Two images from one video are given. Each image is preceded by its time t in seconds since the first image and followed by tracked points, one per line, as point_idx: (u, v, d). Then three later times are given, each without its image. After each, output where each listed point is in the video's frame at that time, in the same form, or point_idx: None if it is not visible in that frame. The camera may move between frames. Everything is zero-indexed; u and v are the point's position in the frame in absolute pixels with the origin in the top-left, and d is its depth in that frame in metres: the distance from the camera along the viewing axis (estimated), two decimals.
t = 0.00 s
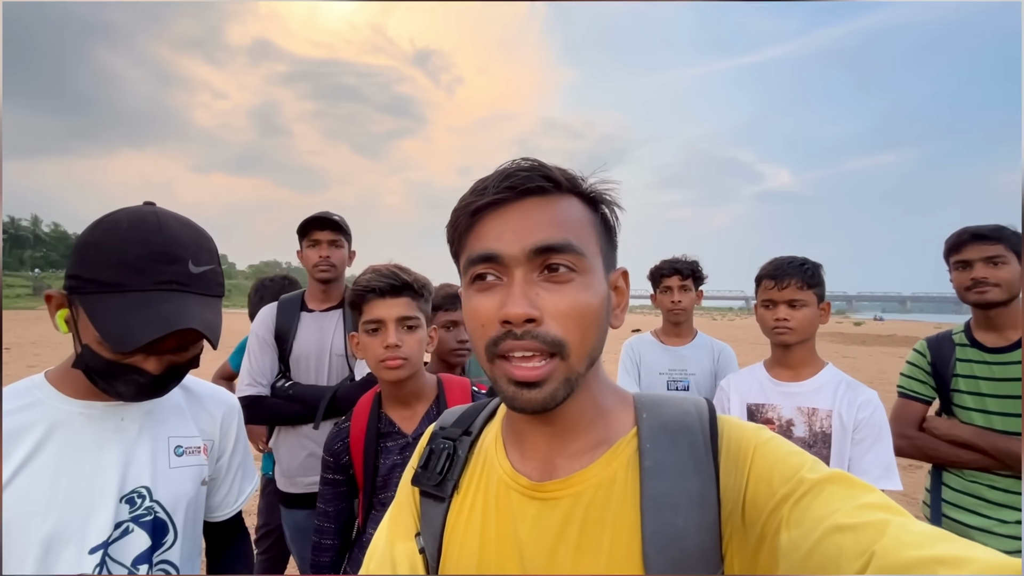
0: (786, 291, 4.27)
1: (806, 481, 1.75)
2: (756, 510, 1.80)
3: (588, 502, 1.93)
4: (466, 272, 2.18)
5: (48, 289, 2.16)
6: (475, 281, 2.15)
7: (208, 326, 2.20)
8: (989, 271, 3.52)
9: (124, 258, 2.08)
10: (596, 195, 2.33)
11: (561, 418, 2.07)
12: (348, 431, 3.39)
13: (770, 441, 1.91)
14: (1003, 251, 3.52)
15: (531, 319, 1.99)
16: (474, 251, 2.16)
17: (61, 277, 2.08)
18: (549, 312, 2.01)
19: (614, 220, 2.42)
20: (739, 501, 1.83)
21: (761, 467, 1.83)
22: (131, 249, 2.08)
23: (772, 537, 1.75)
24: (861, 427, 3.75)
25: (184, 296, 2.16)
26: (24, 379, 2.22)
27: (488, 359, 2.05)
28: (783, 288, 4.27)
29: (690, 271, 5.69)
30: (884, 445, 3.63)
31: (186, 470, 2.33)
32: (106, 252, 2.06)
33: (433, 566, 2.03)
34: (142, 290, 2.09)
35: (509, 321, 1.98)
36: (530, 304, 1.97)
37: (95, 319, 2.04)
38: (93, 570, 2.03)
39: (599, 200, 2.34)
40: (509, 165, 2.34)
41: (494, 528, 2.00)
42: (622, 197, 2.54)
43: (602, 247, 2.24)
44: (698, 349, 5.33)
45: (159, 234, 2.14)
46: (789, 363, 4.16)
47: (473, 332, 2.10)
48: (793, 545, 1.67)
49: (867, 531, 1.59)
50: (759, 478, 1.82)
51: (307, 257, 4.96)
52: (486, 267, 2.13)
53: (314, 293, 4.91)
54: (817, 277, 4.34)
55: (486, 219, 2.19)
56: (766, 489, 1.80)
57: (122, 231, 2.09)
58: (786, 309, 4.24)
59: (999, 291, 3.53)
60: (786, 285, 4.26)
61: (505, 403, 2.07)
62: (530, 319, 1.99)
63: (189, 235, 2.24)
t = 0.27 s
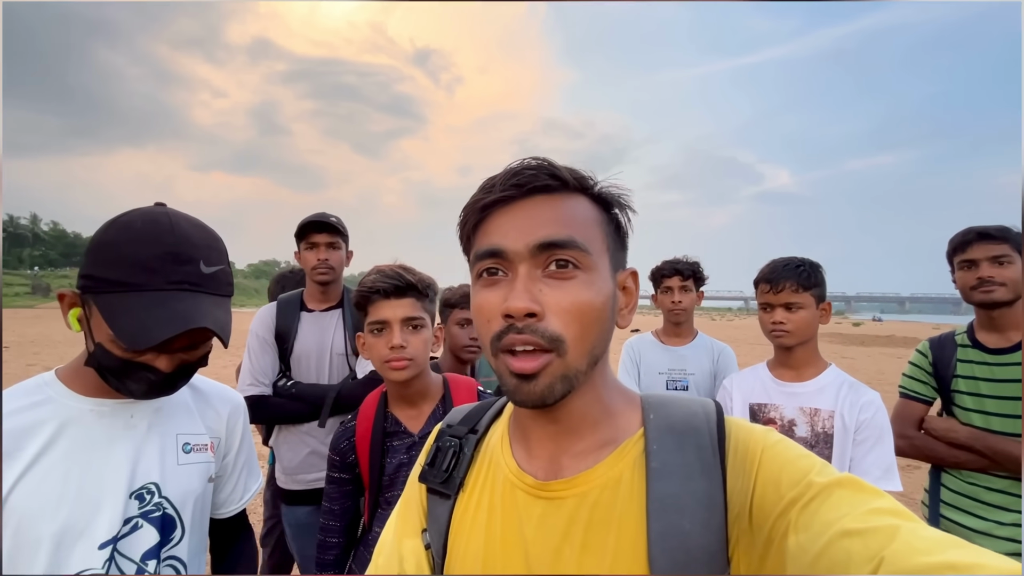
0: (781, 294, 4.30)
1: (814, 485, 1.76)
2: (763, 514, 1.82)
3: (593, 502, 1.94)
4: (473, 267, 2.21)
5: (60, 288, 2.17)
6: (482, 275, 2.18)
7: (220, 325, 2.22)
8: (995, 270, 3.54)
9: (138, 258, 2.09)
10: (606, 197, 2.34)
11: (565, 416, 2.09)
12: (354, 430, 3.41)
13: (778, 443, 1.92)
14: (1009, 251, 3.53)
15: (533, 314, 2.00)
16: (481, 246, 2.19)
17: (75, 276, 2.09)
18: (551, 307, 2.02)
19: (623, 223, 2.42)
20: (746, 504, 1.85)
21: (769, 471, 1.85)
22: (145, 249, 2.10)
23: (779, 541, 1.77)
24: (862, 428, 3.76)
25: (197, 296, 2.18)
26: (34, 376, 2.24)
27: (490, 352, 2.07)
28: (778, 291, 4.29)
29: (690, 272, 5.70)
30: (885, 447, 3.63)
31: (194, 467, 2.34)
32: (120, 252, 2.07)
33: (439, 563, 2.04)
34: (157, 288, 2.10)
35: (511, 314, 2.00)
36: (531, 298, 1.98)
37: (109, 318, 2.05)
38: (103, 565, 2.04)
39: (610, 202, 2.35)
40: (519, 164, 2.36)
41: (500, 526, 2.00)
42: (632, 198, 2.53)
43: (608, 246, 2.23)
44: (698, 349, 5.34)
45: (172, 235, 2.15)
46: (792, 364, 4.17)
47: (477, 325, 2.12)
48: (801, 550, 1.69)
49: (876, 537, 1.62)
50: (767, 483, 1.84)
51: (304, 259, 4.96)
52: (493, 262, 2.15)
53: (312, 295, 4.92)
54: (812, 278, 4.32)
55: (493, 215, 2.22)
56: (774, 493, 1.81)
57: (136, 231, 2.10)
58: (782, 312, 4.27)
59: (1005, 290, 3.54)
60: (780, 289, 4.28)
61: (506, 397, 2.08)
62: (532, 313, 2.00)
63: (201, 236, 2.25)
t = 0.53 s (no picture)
0: (774, 295, 4.35)
1: (812, 491, 1.77)
2: (761, 519, 1.83)
3: (590, 505, 1.95)
4: (483, 266, 2.21)
5: (62, 290, 2.17)
6: (492, 274, 2.18)
7: (222, 329, 2.23)
8: (994, 273, 3.55)
9: (140, 261, 2.10)
10: (610, 202, 2.38)
11: (565, 419, 2.10)
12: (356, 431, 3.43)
13: (776, 449, 1.93)
14: (1008, 253, 3.54)
15: (548, 311, 2.01)
16: (492, 245, 2.19)
17: (78, 279, 2.10)
18: (564, 305, 2.04)
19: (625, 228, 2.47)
20: (743, 510, 1.87)
21: (767, 477, 1.86)
22: (147, 252, 2.10)
23: (776, 546, 1.78)
24: (856, 431, 3.75)
25: (199, 299, 2.18)
26: (35, 377, 2.24)
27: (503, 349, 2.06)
28: (772, 293, 4.34)
29: (690, 273, 5.71)
30: (879, 450, 3.62)
31: (193, 468, 2.34)
32: (122, 255, 2.07)
33: (438, 562, 2.07)
34: (159, 291, 2.11)
35: (527, 311, 2.00)
36: (547, 295, 2.00)
37: (111, 321, 2.05)
38: (102, 565, 2.04)
39: (614, 206, 2.39)
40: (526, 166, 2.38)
41: (498, 528, 2.01)
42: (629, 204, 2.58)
43: (613, 248, 2.28)
44: (696, 350, 5.35)
45: (174, 238, 2.15)
46: (793, 366, 4.19)
47: (489, 323, 2.12)
48: (798, 556, 1.70)
49: (873, 544, 1.62)
50: (765, 488, 1.85)
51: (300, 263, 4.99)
52: (504, 260, 2.16)
53: (310, 296, 4.92)
54: (806, 279, 4.33)
55: (504, 214, 2.23)
56: (772, 499, 1.83)
57: (139, 235, 2.10)
58: (776, 313, 4.30)
59: (1004, 292, 3.57)
60: (773, 291, 4.33)
61: (519, 394, 2.08)
62: (547, 311, 2.01)
63: (202, 239, 2.25)
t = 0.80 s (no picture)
0: (775, 291, 4.38)
1: (820, 487, 1.74)
2: (768, 517, 1.81)
3: (598, 505, 1.93)
4: (479, 278, 2.18)
5: (62, 290, 2.14)
6: (490, 285, 2.15)
7: (226, 332, 2.20)
8: (997, 274, 3.55)
9: (143, 262, 2.07)
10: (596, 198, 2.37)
11: (571, 419, 2.07)
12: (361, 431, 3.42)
13: (782, 446, 1.91)
14: (1010, 254, 3.54)
15: (553, 318, 1.99)
16: (488, 256, 2.16)
17: (79, 280, 2.07)
18: (567, 310, 2.02)
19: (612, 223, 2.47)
20: (750, 508, 1.85)
21: (774, 474, 1.83)
22: (150, 254, 2.07)
23: (784, 543, 1.75)
24: (855, 433, 3.68)
25: (202, 301, 2.16)
26: (33, 377, 2.21)
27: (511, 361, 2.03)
28: (773, 289, 4.37)
29: (690, 273, 5.70)
30: (878, 450, 3.52)
31: (193, 469, 2.31)
32: (125, 256, 2.04)
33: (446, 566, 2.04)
34: (162, 294, 2.08)
35: (532, 321, 1.98)
36: (550, 302, 1.98)
37: (112, 323, 2.02)
38: (101, 567, 2.02)
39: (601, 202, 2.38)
40: (511, 173, 2.36)
41: (507, 530, 1.99)
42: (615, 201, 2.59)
43: (605, 246, 2.29)
44: (696, 351, 5.32)
45: (177, 239, 2.12)
46: (794, 365, 4.18)
47: (493, 335, 2.09)
48: (805, 553, 1.68)
49: (881, 540, 1.60)
50: (771, 486, 1.82)
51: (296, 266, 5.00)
52: (501, 271, 2.13)
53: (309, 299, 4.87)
54: (807, 276, 4.36)
55: (496, 223, 2.20)
56: (778, 496, 1.80)
57: (141, 236, 2.07)
58: (777, 309, 4.33)
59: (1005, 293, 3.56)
60: (775, 286, 4.37)
61: (530, 405, 2.05)
62: (551, 318, 1.99)
63: (205, 240, 2.22)
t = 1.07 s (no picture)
0: (785, 287, 4.34)
1: (825, 477, 1.72)
2: (775, 508, 1.78)
3: (605, 501, 1.90)
4: (474, 292, 2.14)
5: (62, 287, 2.10)
6: (486, 298, 2.11)
7: (229, 331, 2.17)
8: (998, 272, 3.53)
9: (146, 260, 2.04)
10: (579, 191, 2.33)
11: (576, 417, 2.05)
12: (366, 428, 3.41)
13: (787, 436, 1.89)
14: (1013, 252, 3.53)
15: (553, 328, 1.97)
16: (480, 270, 2.12)
17: (80, 276, 2.03)
18: (566, 317, 2.00)
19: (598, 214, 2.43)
20: (756, 500, 1.82)
21: (779, 465, 1.81)
22: (152, 251, 2.04)
23: (791, 534, 1.73)
24: (856, 431, 3.66)
25: (205, 300, 2.13)
26: (31, 376, 2.18)
27: (515, 374, 2.01)
28: (783, 285, 4.33)
29: (689, 271, 5.68)
30: (882, 448, 3.49)
31: (193, 467, 2.28)
32: (127, 253, 2.01)
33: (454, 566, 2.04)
34: (165, 292, 2.05)
35: (533, 333, 1.96)
36: (550, 313, 1.95)
37: (114, 320, 1.99)
38: (102, 567, 1.99)
39: (583, 194, 2.34)
40: (493, 178, 2.30)
41: (513, 528, 1.97)
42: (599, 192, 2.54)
43: (597, 243, 2.26)
44: (698, 349, 5.30)
45: (179, 236, 2.09)
46: (797, 363, 4.17)
47: (494, 349, 2.06)
48: (813, 543, 1.65)
49: (889, 527, 1.57)
50: (777, 477, 1.80)
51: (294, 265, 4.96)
52: (496, 283, 2.10)
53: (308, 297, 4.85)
54: (821, 275, 4.31)
55: (485, 234, 2.16)
56: (784, 487, 1.78)
57: (142, 232, 2.04)
58: (786, 306, 4.27)
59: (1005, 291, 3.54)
60: (785, 283, 4.32)
61: (538, 415, 2.04)
62: (552, 328, 1.97)
63: (207, 237, 2.19)
